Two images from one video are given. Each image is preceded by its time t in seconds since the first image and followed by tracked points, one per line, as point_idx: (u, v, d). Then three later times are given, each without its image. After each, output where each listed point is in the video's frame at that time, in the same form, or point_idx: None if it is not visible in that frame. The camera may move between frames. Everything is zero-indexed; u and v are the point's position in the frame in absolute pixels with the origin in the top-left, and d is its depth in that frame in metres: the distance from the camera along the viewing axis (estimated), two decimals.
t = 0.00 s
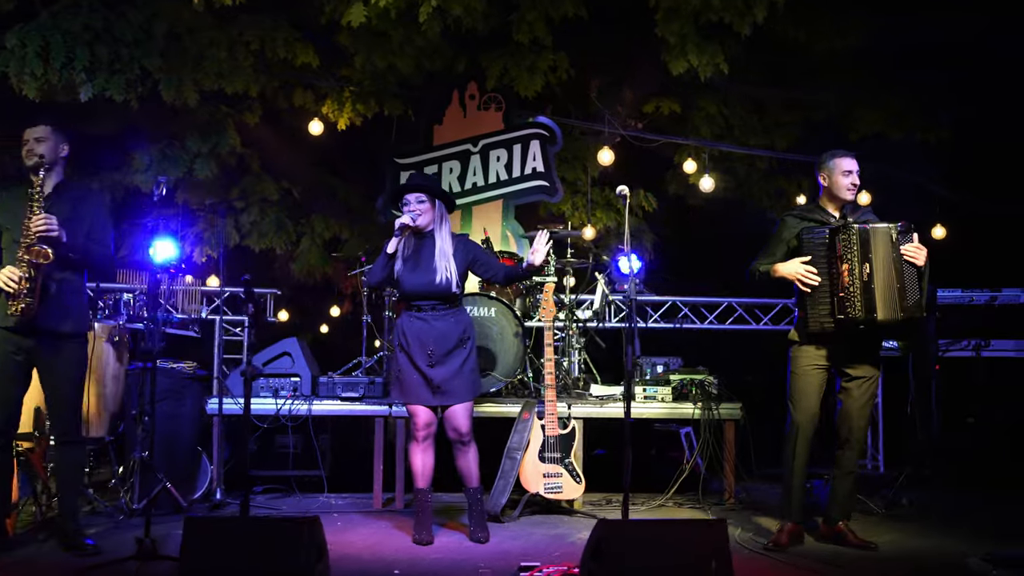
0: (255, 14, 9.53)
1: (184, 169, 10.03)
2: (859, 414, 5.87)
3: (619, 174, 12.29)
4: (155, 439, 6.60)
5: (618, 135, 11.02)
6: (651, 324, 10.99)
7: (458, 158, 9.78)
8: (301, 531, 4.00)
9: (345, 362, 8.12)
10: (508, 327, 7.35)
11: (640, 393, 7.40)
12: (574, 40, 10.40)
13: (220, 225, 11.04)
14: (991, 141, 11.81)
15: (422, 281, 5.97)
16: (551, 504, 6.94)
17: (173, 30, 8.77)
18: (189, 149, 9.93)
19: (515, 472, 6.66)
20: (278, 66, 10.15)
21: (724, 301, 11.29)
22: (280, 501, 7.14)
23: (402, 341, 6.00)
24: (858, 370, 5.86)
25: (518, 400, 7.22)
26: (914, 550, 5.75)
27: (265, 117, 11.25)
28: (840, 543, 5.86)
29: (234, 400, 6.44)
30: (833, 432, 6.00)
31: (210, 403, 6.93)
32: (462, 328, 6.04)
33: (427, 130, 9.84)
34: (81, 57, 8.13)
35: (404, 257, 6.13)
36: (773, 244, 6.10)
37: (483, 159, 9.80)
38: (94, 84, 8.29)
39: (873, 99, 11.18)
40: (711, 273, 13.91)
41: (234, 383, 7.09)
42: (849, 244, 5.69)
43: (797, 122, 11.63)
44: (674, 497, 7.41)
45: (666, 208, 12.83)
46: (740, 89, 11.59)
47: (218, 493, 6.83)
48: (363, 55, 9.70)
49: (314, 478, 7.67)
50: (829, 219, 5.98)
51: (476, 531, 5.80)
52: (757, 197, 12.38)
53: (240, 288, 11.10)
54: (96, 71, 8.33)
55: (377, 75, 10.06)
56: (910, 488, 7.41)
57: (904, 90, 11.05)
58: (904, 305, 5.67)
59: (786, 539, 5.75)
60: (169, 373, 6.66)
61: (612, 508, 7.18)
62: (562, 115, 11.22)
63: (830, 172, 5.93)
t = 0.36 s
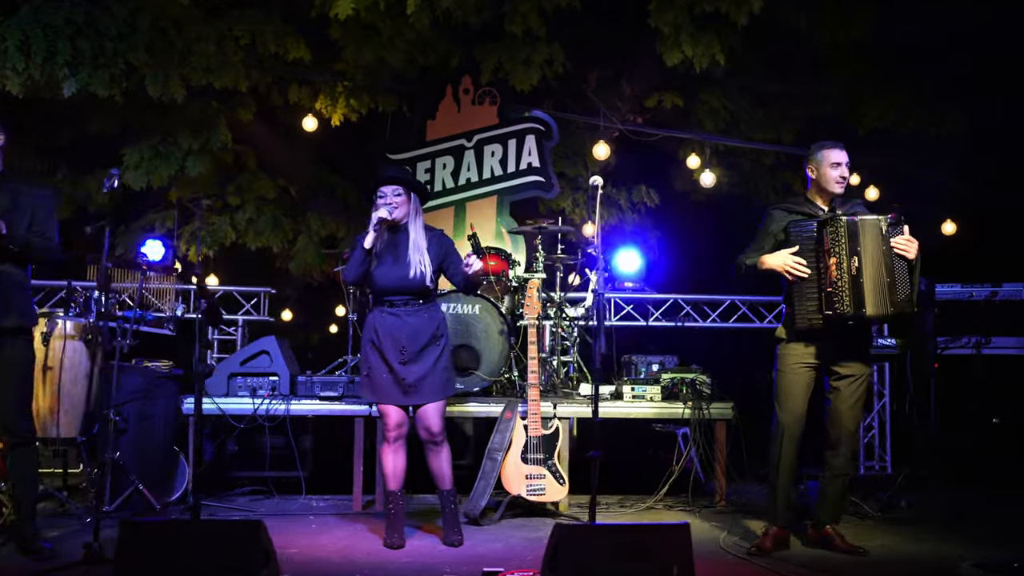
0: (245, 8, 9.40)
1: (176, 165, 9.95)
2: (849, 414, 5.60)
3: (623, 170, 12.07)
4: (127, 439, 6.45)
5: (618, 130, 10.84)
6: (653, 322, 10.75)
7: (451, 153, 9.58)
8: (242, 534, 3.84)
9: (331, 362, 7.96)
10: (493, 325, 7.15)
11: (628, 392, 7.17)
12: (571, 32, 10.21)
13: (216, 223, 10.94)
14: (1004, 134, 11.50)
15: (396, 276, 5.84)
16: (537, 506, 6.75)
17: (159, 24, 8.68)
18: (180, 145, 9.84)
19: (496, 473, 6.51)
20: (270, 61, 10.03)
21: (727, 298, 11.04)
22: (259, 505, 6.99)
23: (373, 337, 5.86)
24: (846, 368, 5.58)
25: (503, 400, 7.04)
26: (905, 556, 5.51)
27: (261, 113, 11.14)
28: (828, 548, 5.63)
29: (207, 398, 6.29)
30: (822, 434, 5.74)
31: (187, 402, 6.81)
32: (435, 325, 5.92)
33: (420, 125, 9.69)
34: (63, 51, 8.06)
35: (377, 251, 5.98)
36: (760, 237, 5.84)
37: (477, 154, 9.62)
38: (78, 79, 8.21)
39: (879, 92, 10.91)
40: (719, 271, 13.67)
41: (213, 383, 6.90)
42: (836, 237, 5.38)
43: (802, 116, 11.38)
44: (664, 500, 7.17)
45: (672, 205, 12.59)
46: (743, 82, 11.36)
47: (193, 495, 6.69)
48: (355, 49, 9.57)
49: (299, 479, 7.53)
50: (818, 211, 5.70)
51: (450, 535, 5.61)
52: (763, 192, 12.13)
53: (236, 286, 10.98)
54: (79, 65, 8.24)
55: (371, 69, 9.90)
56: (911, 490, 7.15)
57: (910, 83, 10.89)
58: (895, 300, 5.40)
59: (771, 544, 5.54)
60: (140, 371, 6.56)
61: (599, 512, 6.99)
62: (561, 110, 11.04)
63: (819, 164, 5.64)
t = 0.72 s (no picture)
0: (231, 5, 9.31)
1: (165, 164, 9.86)
2: (826, 415, 5.39)
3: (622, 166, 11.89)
4: (93, 441, 6.36)
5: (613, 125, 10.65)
6: (650, 322, 10.54)
7: (440, 150, 9.43)
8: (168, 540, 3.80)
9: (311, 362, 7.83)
10: (470, 324, 6.99)
11: (609, 393, 7.02)
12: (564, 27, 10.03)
13: (209, 223, 10.85)
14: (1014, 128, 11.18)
15: (368, 271, 5.78)
16: (513, 510, 6.58)
17: (141, 21, 8.58)
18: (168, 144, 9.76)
19: (469, 476, 6.34)
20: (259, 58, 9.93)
21: (727, 296, 10.80)
22: (231, 508, 6.86)
23: (336, 335, 5.76)
24: (824, 367, 5.35)
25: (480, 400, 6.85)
26: (887, 564, 5.29)
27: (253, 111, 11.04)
28: (807, 556, 5.40)
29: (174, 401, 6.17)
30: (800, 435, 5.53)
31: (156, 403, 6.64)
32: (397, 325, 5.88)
33: (409, 121, 9.54)
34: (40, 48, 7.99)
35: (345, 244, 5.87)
36: (737, 231, 5.62)
37: (466, 151, 9.48)
38: (57, 76, 8.12)
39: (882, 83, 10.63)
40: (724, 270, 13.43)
41: (184, 384, 6.77)
42: (813, 229, 5.16)
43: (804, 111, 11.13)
44: (647, 504, 6.96)
45: (673, 202, 12.37)
46: (743, 77, 11.13)
47: (162, 498, 6.58)
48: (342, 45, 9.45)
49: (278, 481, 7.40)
50: (795, 203, 5.48)
51: (413, 539, 5.44)
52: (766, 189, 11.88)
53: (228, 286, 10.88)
54: (58, 62, 8.15)
55: (361, 66, 9.76)
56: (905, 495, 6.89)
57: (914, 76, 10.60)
58: (874, 296, 5.13)
59: (745, 551, 5.34)
60: (107, 372, 6.45)
61: (580, 515, 6.84)
62: (557, 107, 10.86)
63: (795, 155, 5.43)
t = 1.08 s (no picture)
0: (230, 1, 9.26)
1: (168, 161, 9.86)
2: (812, 414, 5.16)
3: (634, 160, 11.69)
4: (74, 439, 6.24)
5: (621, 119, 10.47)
6: (660, 319, 10.33)
7: (441, 145, 9.30)
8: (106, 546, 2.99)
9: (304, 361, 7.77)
10: (458, 321, 6.85)
11: (600, 390, 6.83)
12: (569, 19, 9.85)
13: (216, 221, 10.84)
14: None
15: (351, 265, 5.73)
16: (499, 510, 6.43)
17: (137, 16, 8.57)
18: (170, 141, 9.75)
19: (452, 476, 6.16)
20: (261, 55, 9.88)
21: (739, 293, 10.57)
22: (217, 507, 6.78)
23: (311, 330, 5.69)
24: (810, 363, 5.13)
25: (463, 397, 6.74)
26: (875, 568, 5.08)
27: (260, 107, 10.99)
28: (794, 559, 5.18)
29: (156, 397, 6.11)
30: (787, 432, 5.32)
31: (141, 398, 6.59)
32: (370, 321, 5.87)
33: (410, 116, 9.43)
34: (33, 45, 8.02)
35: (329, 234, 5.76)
36: (721, 222, 5.29)
37: (467, 145, 9.33)
38: (51, 74, 8.13)
39: (899, 74, 10.36)
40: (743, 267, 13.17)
41: (168, 381, 6.71)
42: (797, 219, 4.92)
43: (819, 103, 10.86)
44: (640, 504, 6.77)
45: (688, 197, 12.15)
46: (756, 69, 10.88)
47: (145, 496, 6.53)
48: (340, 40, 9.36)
49: (269, 479, 7.33)
50: (781, 193, 5.14)
51: (379, 543, 5.35)
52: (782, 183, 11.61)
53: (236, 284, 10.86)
54: (53, 60, 8.17)
55: (362, 60, 9.66)
56: (907, 498, 6.65)
57: (932, 65, 10.28)
58: (859, 288, 4.89)
59: (726, 553, 5.14)
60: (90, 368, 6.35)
61: (571, 516, 6.66)
62: (564, 101, 10.71)
63: (779, 143, 5.18)
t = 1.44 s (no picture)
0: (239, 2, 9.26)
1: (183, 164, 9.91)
2: (802, 419, 4.95)
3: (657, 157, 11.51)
4: (67, 440, 6.23)
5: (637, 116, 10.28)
6: (679, 320, 10.12)
7: (451, 144, 9.20)
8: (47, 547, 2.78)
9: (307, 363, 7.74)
10: (454, 322, 6.75)
11: (598, 393, 6.64)
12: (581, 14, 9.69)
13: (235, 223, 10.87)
14: None
15: (340, 267, 5.62)
16: (493, 514, 6.30)
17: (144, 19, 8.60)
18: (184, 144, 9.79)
19: (441, 481, 6.03)
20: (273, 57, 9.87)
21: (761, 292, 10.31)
22: (213, 510, 6.73)
23: (300, 333, 5.59)
24: (798, 366, 4.92)
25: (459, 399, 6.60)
26: None
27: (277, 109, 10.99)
28: (783, 569, 4.99)
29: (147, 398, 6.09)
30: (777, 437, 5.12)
31: (136, 401, 6.60)
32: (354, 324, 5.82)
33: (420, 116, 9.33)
34: (40, 50, 8.09)
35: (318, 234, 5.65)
36: (709, 219, 5.12)
37: (478, 144, 9.23)
38: (58, 77, 8.19)
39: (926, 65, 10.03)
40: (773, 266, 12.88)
41: (163, 383, 6.67)
42: (781, 215, 4.74)
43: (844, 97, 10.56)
44: (640, 510, 6.58)
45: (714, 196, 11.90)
46: (778, 63, 10.62)
47: (139, 498, 6.52)
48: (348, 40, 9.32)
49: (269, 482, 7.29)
50: (767, 188, 4.91)
51: (357, 551, 5.28)
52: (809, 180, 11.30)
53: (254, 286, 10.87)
54: (60, 64, 8.23)
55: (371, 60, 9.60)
56: (919, 505, 6.38)
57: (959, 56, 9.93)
58: (846, 287, 4.71)
59: (712, 564, 4.96)
60: (83, 370, 6.36)
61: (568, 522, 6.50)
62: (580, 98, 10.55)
63: (763, 138, 4.98)
